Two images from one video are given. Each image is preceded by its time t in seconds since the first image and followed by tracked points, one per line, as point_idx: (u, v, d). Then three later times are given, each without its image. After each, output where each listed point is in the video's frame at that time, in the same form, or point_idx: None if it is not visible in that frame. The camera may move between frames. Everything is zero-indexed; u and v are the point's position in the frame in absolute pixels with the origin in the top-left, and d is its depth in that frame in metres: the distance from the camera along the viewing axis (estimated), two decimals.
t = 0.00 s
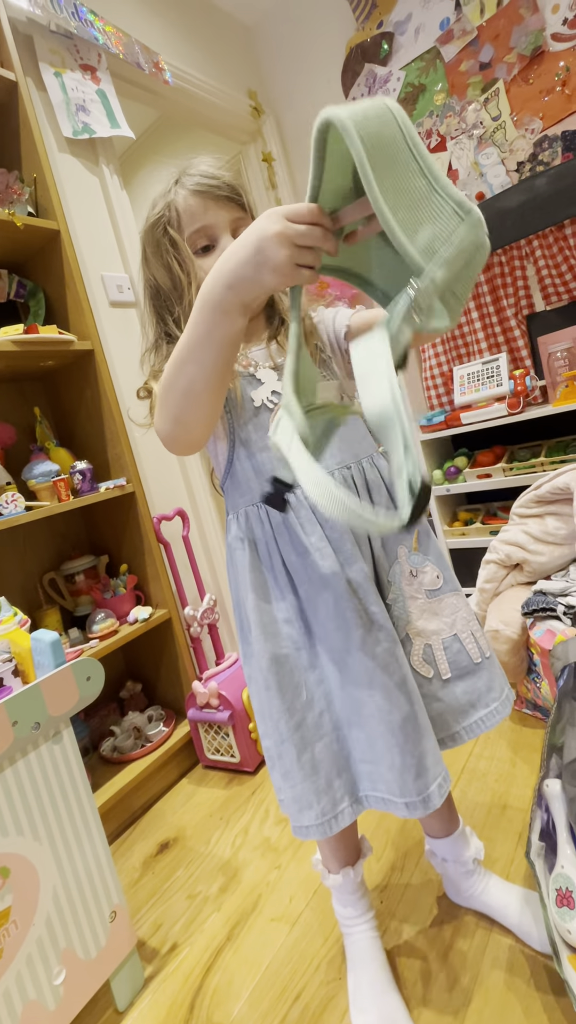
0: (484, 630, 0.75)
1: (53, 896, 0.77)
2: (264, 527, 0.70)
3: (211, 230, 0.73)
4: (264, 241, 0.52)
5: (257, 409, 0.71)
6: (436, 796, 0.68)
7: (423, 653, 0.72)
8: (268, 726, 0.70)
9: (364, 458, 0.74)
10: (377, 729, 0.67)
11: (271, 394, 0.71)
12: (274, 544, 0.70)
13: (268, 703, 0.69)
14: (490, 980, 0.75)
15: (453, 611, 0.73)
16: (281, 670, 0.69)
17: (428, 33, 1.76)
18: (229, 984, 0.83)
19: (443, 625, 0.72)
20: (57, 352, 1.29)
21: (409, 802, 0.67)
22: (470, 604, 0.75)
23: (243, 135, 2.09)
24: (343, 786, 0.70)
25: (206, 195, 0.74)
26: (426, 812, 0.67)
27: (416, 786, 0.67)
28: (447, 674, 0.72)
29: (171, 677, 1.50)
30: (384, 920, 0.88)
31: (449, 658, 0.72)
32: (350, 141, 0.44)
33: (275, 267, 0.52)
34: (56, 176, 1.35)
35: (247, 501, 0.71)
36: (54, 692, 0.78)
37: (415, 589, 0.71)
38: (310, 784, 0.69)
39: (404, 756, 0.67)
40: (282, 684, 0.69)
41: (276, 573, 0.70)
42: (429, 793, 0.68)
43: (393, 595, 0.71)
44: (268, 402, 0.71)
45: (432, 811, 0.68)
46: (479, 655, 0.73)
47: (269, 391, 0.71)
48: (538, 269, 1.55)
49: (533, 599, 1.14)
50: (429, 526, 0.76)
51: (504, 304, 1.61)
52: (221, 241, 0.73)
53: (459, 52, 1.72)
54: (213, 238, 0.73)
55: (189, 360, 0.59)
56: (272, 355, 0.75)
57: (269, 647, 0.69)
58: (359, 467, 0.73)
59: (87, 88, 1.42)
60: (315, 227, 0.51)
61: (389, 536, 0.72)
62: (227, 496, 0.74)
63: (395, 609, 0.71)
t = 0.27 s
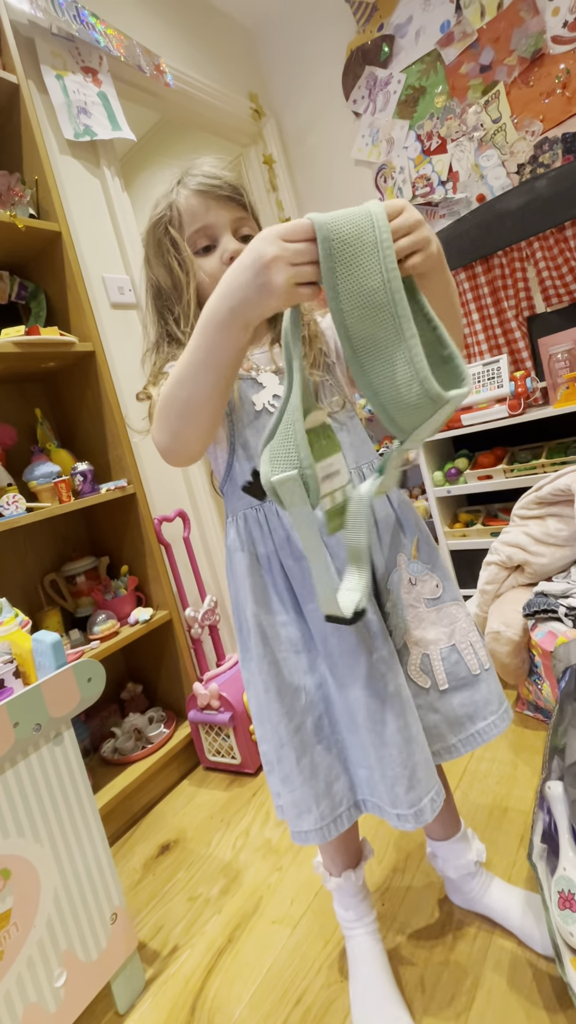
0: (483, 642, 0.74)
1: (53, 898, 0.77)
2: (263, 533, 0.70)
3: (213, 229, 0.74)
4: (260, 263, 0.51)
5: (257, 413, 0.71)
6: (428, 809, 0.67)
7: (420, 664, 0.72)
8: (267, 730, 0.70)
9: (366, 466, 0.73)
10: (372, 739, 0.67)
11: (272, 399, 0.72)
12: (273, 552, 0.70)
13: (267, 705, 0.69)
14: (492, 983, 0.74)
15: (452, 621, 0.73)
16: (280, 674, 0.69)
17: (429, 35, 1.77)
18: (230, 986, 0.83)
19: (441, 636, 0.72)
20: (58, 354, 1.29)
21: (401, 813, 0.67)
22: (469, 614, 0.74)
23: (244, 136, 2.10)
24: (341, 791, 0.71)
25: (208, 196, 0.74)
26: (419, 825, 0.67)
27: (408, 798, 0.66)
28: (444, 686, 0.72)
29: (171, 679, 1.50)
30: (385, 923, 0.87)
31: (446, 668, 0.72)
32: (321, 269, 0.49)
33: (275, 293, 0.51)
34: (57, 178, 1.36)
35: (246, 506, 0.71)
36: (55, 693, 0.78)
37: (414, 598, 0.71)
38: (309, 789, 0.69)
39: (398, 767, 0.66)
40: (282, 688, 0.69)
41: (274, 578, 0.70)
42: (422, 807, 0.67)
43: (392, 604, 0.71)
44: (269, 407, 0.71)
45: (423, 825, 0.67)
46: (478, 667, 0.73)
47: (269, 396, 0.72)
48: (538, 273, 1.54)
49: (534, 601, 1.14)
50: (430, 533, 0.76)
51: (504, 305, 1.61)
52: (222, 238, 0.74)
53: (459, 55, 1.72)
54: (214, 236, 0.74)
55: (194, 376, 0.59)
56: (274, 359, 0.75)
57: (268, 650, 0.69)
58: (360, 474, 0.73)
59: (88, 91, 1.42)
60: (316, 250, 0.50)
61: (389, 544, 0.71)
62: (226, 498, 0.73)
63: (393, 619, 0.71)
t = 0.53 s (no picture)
0: (476, 646, 0.75)
1: (55, 899, 0.77)
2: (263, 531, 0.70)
3: (213, 232, 0.74)
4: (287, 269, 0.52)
5: (262, 413, 0.71)
6: (413, 814, 0.67)
7: (416, 665, 0.72)
8: (262, 725, 0.70)
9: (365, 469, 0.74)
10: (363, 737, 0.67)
11: (277, 400, 0.72)
12: (272, 549, 0.70)
13: (263, 700, 0.69)
14: (493, 985, 0.74)
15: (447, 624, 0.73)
16: (276, 671, 0.69)
17: (429, 37, 1.77)
18: (231, 988, 0.83)
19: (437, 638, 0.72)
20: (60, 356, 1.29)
21: (387, 813, 0.67)
22: (464, 618, 0.75)
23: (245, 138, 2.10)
24: (334, 786, 0.71)
25: (207, 199, 0.74)
26: (406, 826, 0.66)
27: (394, 799, 0.66)
28: (438, 688, 0.73)
29: (172, 679, 1.50)
30: (386, 924, 0.87)
31: (440, 672, 0.73)
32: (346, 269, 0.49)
33: (298, 300, 0.52)
34: (59, 180, 1.36)
35: (247, 504, 0.71)
36: (57, 694, 0.78)
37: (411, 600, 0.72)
38: (303, 783, 0.69)
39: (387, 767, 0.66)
40: (278, 683, 0.69)
41: (273, 574, 0.70)
42: (409, 807, 0.66)
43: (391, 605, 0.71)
44: (274, 408, 0.71)
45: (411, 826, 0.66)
46: (471, 671, 0.73)
47: (275, 396, 0.72)
48: (539, 274, 1.55)
49: (534, 603, 1.14)
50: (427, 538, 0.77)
51: (505, 307, 1.61)
52: (222, 241, 0.74)
53: (459, 57, 1.73)
54: (214, 239, 0.74)
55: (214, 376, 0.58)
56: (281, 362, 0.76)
57: (266, 646, 0.69)
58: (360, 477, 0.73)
59: (90, 93, 1.42)
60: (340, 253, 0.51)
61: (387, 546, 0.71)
62: (227, 496, 0.74)
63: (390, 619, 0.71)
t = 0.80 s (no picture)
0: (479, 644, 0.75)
1: (56, 899, 0.77)
2: (269, 528, 0.70)
3: (215, 244, 0.74)
4: (336, 286, 0.52)
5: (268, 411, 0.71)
6: (417, 808, 0.67)
7: (420, 663, 0.72)
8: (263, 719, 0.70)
9: (370, 471, 0.74)
10: (365, 732, 0.67)
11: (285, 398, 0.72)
12: (279, 546, 0.70)
13: (265, 695, 0.69)
14: (495, 986, 0.74)
15: (450, 623, 0.73)
16: (279, 667, 0.69)
17: (430, 39, 1.77)
18: (233, 989, 0.83)
19: (442, 635, 0.72)
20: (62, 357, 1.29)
21: (390, 807, 0.67)
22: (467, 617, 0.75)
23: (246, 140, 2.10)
24: (334, 782, 0.71)
25: (206, 209, 0.74)
26: (408, 819, 0.66)
27: (397, 793, 0.66)
28: (442, 686, 0.73)
29: (173, 680, 1.50)
30: (388, 925, 0.87)
31: (445, 669, 0.72)
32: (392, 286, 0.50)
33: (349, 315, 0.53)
34: (61, 182, 1.36)
35: (253, 502, 0.71)
36: (59, 695, 0.78)
37: (416, 599, 0.72)
38: (303, 778, 0.69)
39: (389, 762, 0.66)
40: (280, 679, 0.69)
41: (278, 571, 0.70)
42: (412, 801, 0.66)
43: (396, 603, 0.71)
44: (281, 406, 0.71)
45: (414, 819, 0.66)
46: (473, 667, 0.73)
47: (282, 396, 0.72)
48: (540, 274, 1.55)
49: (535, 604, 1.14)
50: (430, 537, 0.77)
51: (506, 308, 1.61)
52: (225, 252, 0.74)
53: (460, 59, 1.73)
54: (217, 250, 0.74)
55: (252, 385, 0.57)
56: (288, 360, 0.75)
57: (269, 643, 0.69)
58: (365, 476, 0.73)
59: (91, 95, 1.43)
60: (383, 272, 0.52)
61: (392, 544, 0.72)
62: (232, 493, 0.74)
63: (396, 617, 0.71)
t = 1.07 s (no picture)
0: (484, 647, 0.75)
1: (59, 899, 0.77)
2: (274, 529, 0.70)
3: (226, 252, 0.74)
4: (313, 267, 0.48)
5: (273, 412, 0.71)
6: (418, 809, 0.67)
7: (424, 666, 0.72)
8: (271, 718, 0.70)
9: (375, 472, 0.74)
10: (368, 734, 0.67)
11: (290, 400, 0.72)
12: (284, 547, 0.70)
13: (272, 695, 0.69)
14: (497, 987, 0.74)
15: (455, 625, 0.73)
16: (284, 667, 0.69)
17: (431, 40, 1.78)
18: (235, 989, 0.83)
19: (446, 638, 0.72)
20: (64, 358, 1.30)
21: (391, 807, 0.67)
22: (472, 619, 0.75)
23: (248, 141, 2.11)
24: (342, 780, 0.71)
25: (219, 214, 0.74)
26: (409, 821, 0.66)
27: (399, 794, 0.66)
28: (445, 688, 0.73)
29: (175, 680, 1.50)
30: (389, 925, 0.87)
31: (448, 672, 0.73)
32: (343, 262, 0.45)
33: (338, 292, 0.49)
34: (63, 183, 1.37)
35: (258, 503, 0.72)
36: (61, 695, 0.78)
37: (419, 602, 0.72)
38: (311, 777, 0.69)
39: (391, 764, 0.66)
40: (286, 678, 0.69)
41: (283, 572, 0.70)
42: (413, 802, 0.66)
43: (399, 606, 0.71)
44: (286, 407, 0.71)
45: (415, 821, 0.66)
46: (478, 671, 0.73)
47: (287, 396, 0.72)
48: (541, 273, 1.56)
49: (537, 605, 1.13)
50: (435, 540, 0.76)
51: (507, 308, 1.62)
52: (235, 258, 0.74)
53: (461, 60, 1.73)
54: (228, 256, 0.74)
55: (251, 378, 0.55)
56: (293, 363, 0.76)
57: (276, 642, 0.69)
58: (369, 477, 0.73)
59: (93, 97, 1.43)
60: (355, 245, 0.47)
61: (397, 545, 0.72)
62: (238, 493, 0.74)
63: (399, 621, 0.72)
